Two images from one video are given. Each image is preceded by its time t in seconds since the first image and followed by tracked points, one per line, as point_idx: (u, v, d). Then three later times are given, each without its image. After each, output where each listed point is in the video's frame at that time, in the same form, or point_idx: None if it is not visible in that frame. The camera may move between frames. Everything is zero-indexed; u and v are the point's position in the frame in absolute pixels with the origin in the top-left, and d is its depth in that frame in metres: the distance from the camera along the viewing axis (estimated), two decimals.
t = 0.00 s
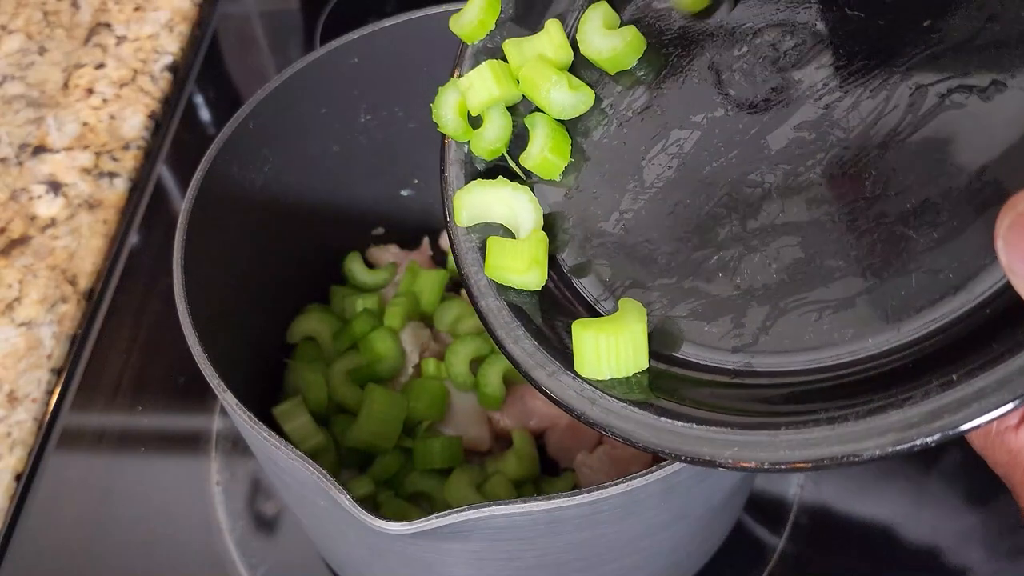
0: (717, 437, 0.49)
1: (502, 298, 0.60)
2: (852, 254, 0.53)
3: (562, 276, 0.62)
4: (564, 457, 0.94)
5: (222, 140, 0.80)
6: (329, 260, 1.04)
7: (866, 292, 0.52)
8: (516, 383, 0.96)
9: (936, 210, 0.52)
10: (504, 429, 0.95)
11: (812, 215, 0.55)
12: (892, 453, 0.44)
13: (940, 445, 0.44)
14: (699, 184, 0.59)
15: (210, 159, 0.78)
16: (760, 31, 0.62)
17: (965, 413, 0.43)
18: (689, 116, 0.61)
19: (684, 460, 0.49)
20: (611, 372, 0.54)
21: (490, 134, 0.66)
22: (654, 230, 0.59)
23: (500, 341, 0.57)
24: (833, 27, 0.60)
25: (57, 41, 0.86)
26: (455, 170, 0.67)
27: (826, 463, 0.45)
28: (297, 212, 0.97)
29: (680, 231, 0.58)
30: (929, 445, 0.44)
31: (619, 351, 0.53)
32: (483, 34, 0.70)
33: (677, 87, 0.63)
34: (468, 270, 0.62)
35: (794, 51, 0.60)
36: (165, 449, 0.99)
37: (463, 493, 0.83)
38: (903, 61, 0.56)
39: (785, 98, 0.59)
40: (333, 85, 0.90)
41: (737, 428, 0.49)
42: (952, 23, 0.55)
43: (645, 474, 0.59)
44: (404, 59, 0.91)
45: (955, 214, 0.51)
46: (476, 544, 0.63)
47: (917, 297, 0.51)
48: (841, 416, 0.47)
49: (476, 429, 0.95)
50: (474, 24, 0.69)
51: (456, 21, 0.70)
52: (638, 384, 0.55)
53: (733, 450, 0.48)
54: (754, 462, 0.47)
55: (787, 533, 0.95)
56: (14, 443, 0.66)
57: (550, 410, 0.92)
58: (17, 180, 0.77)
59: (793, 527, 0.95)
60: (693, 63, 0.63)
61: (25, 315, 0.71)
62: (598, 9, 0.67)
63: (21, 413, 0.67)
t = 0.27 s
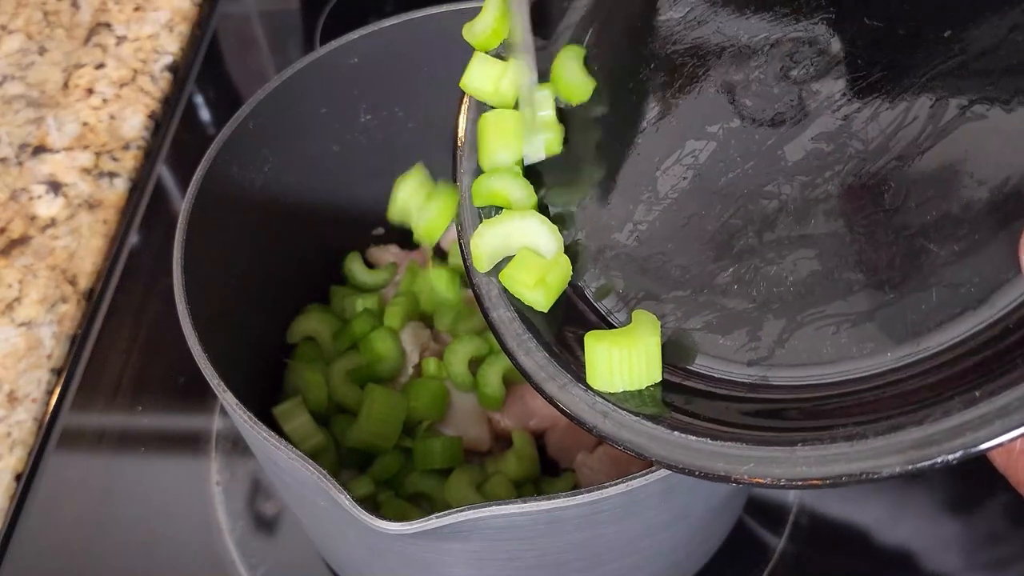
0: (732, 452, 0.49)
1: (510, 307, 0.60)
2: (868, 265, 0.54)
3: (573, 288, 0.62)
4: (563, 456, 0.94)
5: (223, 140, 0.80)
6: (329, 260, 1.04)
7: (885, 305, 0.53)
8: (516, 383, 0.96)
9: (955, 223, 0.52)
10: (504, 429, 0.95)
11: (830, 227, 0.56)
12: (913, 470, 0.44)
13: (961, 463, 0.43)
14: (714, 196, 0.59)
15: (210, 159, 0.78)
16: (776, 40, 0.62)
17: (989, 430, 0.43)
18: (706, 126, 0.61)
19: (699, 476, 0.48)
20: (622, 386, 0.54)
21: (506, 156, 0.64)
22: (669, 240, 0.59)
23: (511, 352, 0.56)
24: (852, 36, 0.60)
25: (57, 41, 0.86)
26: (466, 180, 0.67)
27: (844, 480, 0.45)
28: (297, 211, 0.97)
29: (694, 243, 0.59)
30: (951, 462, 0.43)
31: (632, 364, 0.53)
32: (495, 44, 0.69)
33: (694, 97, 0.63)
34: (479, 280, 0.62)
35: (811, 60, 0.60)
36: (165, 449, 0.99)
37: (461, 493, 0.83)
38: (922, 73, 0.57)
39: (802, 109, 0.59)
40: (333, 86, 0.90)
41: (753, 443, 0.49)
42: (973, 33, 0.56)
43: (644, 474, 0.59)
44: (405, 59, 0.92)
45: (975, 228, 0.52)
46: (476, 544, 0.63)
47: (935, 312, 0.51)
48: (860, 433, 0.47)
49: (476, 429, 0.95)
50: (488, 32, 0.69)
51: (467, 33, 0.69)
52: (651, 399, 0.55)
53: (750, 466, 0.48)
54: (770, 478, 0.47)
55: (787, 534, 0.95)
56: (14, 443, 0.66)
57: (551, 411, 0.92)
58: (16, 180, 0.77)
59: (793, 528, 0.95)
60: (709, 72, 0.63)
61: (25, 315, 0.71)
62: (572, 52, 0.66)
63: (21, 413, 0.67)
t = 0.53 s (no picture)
0: (725, 460, 0.49)
1: (505, 309, 0.60)
2: (867, 271, 0.54)
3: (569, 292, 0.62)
4: (564, 456, 0.93)
5: (222, 140, 0.80)
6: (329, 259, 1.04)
7: (882, 313, 0.53)
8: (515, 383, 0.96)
9: (955, 231, 0.53)
10: (503, 429, 0.95)
11: (827, 234, 0.56)
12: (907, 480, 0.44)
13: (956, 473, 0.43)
14: (711, 200, 0.59)
15: (210, 159, 0.78)
16: (775, 45, 0.61)
17: (983, 441, 0.43)
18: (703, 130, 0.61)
19: (692, 482, 0.49)
20: (617, 391, 0.54)
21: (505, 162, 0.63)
22: (666, 245, 0.59)
23: (505, 356, 0.56)
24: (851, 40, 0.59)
25: (57, 41, 0.86)
26: (463, 181, 0.64)
27: (837, 489, 0.45)
28: (297, 211, 0.97)
29: (691, 248, 0.59)
30: (945, 473, 0.43)
31: (626, 369, 0.54)
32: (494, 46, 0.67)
33: (691, 101, 0.62)
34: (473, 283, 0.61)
35: (810, 64, 0.60)
36: (165, 449, 0.99)
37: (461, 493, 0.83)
38: (922, 79, 0.56)
39: (800, 114, 0.59)
40: (333, 85, 0.90)
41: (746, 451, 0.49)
42: (973, 39, 0.55)
43: (644, 474, 0.58)
44: (404, 60, 0.92)
45: (974, 237, 0.52)
46: (476, 543, 0.63)
47: (932, 321, 0.52)
48: (855, 442, 0.47)
49: (475, 429, 0.95)
50: (487, 33, 0.66)
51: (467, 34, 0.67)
52: (646, 405, 0.55)
53: (743, 473, 0.48)
54: (764, 486, 0.47)
55: (787, 533, 0.95)
56: (14, 443, 0.67)
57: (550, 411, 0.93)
58: (16, 180, 0.77)
59: (793, 527, 0.95)
60: (706, 76, 0.62)
61: (25, 315, 0.71)
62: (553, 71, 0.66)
63: (21, 413, 0.68)
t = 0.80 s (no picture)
0: (732, 440, 0.49)
1: (515, 290, 0.60)
2: (876, 255, 0.54)
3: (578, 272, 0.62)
4: (564, 456, 0.93)
5: (223, 139, 0.80)
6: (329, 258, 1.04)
7: (890, 295, 0.53)
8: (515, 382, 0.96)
9: (964, 214, 0.53)
10: (504, 429, 0.95)
11: (839, 216, 0.56)
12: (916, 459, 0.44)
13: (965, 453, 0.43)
14: (721, 182, 0.60)
15: (210, 158, 0.78)
16: (786, 29, 0.63)
17: (994, 421, 0.43)
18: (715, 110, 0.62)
19: (698, 462, 0.49)
20: (625, 370, 0.54)
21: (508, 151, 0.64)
22: (676, 227, 0.60)
23: (514, 337, 0.56)
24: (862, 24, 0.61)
25: (57, 41, 0.87)
26: (472, 161, 0.64)
27: (845, 468, 0.45)
28: (297, 211, 0.97)
29: (701, 231, 0.59)
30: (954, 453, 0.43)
31: (635, 349, 0.53)
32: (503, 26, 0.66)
33: (702, 83, 0.63)
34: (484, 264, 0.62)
35: (821, 48, 0.62)
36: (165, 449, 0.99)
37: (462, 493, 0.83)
38: (933, 61, 0.57)
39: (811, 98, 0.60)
40: (333, 85, 0.90)
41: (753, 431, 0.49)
42: (986, 21, 0.57)
43: (644, 474, 0.59)
44: (404, 59, 0.92)
45: (985, 219, 0.52)
46: (476, 543, 0.63)
47: (940, 303, 0.52)
48: (863, 422, 0.47)
49: (476, 429, 0.95)
50: (495, 15, 0.65)
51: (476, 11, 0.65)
52: (653, 382, 0.55)
53: (749, 453, 0.48)
54: (770, 466, 0.47)
55: (787, 533, 0.95)
56: (14, 443, 0.67)
57: (550, 410, 0.93)
58: (16, 180, 0.77)
59: (793, 527, 0.95)
60: (718, 58, 0.64)
61: (25, 315, 0.71)
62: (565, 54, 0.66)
63: (21, 413, 0.68)
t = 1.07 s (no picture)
0: (733, 440, 0.49)
1: (512, 288, 0.60)
2: (877, 254, 0.54)
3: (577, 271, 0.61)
4: (564, 456, 0.94)
5: (222, 139, 0.80)
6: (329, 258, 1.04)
7: (892, 294, 0.53)
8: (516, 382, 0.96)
9: (966, 212, 0.52)
10: (504, 429, 0.95)
11: (842, 214, 0.56)
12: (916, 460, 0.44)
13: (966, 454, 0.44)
14: (721, 178, 0.59)
15: (210, 158, 0.78)
16: (784, 24, 0.61)
17: (996, 422, 0.43)
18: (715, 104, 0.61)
19: (700, 462, 0.49)
20: (623, 368, 0.55)
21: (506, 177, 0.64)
22: (675, 223, 0.60)
23: (511, 334, 0.57)
24: (866, 15, 0.58)
25: (57, 41, 0.87)
26: (468, 158, 0.62)
27: (846, 469, 0.46)
28: (297, 211, 0.97)
29: (701, 227, 0.59)
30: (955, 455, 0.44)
31: (633, 347, 0.54)
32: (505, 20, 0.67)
33: (700, 79, 0.62)
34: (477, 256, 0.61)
35: (823, 43, 0.59)
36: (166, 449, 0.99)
37: (463, 492, 0.84)
38: (937, 56, 0.55)
39: (813, 96, 0.59)
40: (332, 85, 0.91)
41: (753, 430, 0.49)
42: (991, 16, 0.53)
43: (644, 474, 0.59)
44: (403, 60, 0.92)
45: (987, 216, 0.51)
46: (476, 544, 0.63)
47: (942, 303, 0.52)
48: (864, 422, 0.47)
49: (476, 429, 0.95)
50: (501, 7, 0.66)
51: None
52: (651, 382, 0.55)
53: (751, 453, 0.48)
54: (771, 466, 0.47)
55: (787, 533, 0.95)
56: (14, 443, 0.67)
57: (551, 410, 0.93)
58: (17, 180, 0.77)
59: (793, 527, 0.95)
60: (717, 53, 0.62)
61: (25, 315, 0.71)
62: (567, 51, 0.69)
63: (21, 413, 0.68)
